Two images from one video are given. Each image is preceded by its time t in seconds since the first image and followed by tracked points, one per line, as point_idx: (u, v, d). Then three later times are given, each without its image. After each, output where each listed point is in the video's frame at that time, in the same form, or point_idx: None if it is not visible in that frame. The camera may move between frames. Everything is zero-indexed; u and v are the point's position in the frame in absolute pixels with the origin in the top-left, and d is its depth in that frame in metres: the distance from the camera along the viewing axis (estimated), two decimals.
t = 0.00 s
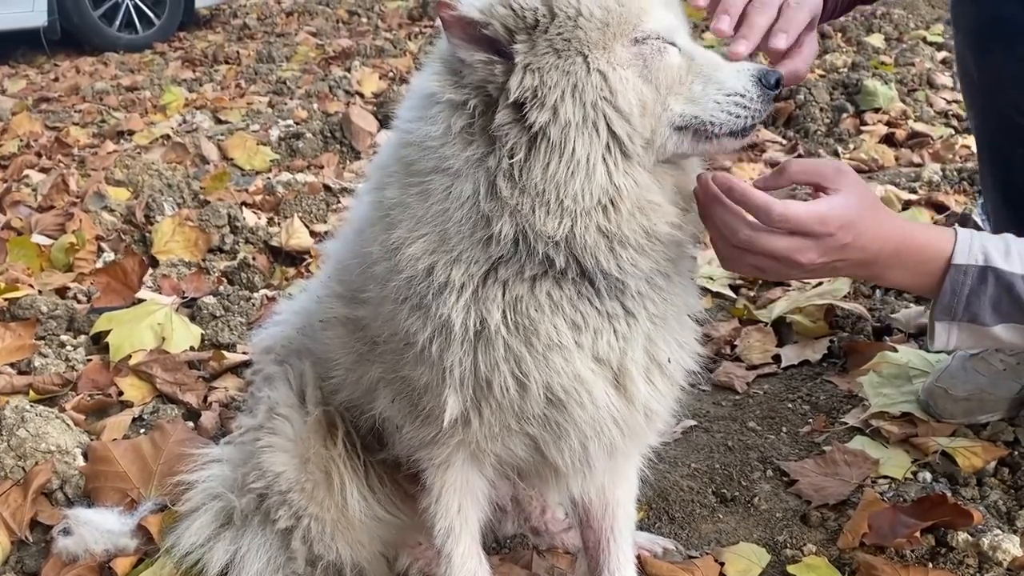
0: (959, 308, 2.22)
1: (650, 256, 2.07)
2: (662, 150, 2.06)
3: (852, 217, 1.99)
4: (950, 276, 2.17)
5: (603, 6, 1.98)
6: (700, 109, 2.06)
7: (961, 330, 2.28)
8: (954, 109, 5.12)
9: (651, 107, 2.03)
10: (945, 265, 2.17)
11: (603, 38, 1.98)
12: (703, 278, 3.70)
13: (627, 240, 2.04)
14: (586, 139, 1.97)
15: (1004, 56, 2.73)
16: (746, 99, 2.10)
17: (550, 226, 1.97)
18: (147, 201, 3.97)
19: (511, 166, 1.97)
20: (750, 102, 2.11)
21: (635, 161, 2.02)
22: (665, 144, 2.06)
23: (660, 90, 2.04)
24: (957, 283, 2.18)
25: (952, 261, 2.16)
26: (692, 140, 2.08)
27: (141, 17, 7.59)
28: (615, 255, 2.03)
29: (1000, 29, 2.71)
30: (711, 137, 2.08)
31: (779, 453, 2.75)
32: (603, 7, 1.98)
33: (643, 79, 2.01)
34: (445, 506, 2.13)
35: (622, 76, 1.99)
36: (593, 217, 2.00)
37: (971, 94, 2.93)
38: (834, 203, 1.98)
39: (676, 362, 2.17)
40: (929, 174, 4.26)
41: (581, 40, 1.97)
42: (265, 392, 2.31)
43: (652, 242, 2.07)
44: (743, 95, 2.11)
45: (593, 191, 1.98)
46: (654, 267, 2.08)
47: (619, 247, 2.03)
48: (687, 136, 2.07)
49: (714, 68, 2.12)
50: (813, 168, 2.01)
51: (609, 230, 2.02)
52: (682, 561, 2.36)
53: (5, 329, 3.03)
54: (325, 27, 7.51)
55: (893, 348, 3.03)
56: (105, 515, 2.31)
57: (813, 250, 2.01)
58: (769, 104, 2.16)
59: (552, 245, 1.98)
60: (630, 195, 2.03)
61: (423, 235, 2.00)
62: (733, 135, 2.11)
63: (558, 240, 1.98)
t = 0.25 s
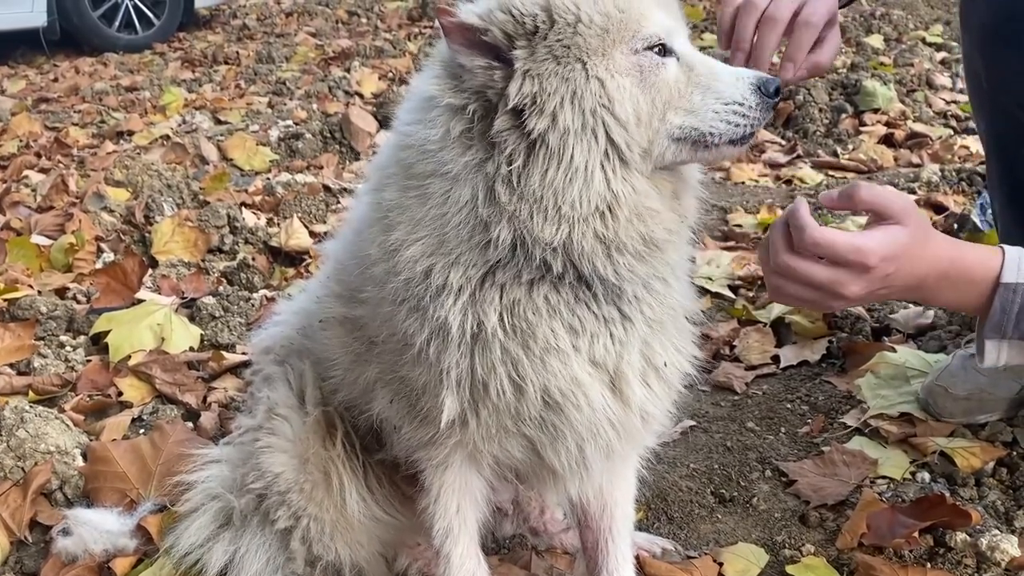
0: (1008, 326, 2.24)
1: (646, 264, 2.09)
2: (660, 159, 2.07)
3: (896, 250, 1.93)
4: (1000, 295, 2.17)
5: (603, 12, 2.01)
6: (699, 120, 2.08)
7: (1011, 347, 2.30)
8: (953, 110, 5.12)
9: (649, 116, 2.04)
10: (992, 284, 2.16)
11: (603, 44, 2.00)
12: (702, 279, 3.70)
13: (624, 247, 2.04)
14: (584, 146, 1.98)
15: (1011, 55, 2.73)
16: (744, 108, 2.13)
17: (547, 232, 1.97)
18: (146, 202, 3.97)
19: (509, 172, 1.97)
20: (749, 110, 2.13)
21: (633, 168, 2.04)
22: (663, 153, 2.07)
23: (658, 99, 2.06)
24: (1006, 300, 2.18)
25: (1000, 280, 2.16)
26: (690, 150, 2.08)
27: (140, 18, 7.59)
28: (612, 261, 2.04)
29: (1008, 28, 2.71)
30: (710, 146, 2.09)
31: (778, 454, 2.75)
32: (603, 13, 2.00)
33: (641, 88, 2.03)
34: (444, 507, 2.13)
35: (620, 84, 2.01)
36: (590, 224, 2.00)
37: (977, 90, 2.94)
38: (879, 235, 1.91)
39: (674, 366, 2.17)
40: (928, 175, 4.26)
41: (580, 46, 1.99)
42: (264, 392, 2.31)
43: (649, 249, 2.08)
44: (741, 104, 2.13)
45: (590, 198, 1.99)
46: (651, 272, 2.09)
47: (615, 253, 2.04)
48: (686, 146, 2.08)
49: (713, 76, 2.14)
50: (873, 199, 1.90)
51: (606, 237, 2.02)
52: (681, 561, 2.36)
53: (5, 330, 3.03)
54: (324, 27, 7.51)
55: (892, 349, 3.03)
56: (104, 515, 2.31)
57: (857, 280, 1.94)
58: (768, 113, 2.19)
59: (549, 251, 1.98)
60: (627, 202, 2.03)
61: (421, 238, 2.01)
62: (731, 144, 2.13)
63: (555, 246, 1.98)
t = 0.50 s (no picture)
0: None
1: (642, 269, 2.09)
2: (657, 167, 2.08)
3: (927, 263, 1.91)
4: None
5: (604, 19, 2.00)
6: (698, 131, 2.09)
7: None
8: (952, 111, 5.13)
9: (647, 126, 2.04)
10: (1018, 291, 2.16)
11: (603, 51, 2.00)
12: (700, 280, 3.71)
13: (620, 253, 2.05)
14: (581, 153, 1.98)
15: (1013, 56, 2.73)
16: (743, 119, 2.13)
17: (543, 238, 1.97)
18: (146, 202, 3.97)
19: (505, 177, 1.97)
20: (747, 122, 2.14)
21: (630, 175, 2.04)
22: (660, 162, 2.08)
23: (656, 109, 2.06)
24: None
25: None
26: (688, 159, 2.10)
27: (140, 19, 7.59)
28: (608, 267, 2.04)
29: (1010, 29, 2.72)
30: (708, 156, 2.11)
31: (776, 454, 2.75)
32: (605, 21, 2.00)
33: (640, 97, 2.04)
34: (442, 508, 2.13)
35: (619, 92, 2.01)
36: (586, 231, 2.01)
37: (978, 89, 2.95)
38: (913, 248, 1.90)
39: (670, 370, 2.18)
40: (927, 176, 4.26)
41: (581, 53, 1.98)
42: (263, 393, 2.31)
43: (645, 255, 2.09)
44: (740, 115, 2.13)
45: (587, 205, 1.99)
46: (647, 278, 2.10)
47: (611, 260, 2.04)
48: (684, 156, 2.09)
49: (713, 86, 2.14)
50: (913, 213, 1.92)
51: (602, 243, 2.03)
52: (680, 562, 2.36)
53: (5, 331, 3.04)
54: (324, 28, 7.52)
55: (890, 350, 3.03)
56: (104, 516, 2.32)
57: (887, 293, 1.90)
58: (768, 125, 2.19)
59: (545, 256, 1.99)
60: (624, 210, 2.04)
61: (418, 239, 2.01)
62: (729, 155, 2.13)
63: (551, 251, 1.99)
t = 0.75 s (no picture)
0: None
1: (647, 273, 2.10)
2: (662, 174, 2.08)
3: (938, 254, 1.92)
4: None
5: (617, 25, 2.01)
6: (704, 143, 2.09)
7: None
8: (951, 111, 5.14)
9: (654, 133, 2.04)
10: None
11: (614, 57, 2.00)
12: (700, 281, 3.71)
13: (625, 257, 2.05)
14: (588, 156, 1.99)
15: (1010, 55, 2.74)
16: (751, 133, 2.13)
17: (548, 239, 1.98)
18: (145, 203, 3.97)
19: (512, 177, 1.98)
20: (754, 136, 2.14)
21: (636, 180, 2.04)
22: (666, 170, 2.08)
23: (664, 118, 2.06)
24: None
25: None
26: (693, 169, 2.09)
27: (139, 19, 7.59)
28: (613, 270, 2.05)
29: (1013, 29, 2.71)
30: (713, 167, 2.10)
31: (775, 455, 2.76)
32: (618, 27, 2.01)
33: (648, 105, 2.04)
34: (444, 509, 2.14)
35: (628, 99, 2.01)
36: (591, 233, 2.01)
37: (974, 90, 2.94)
38: (925, 238, 1.91)
39: (676, 372, 2.18)
40: (926, 177, 4.28)
41: (591, 57, 1.99)
42: (264, 394, 2.31)
43: (650, 259, 2.09)
44: (747, 128, 2.13)
45: (593, 208, 2.00)
46: (652, 281, 2.10)
47: (616, 263, 2.05)
48: (689, 166, 2.09)
49: (723, 98, 2.14)
50: (926, 205, 1.92)
51: (607, 246, 2.03)
52: (679, 562, 2.37)
53: (4, 332, 3.05)
54: (323, 29, 7.52)
55: (889, 351, 3.03)
56: (103, 517, 2.32)
57: (898, 282, 1.91)
58: (774, 139, 2.19)
59: (551, 257, 2.00)
60: (629, 214, 2.04)
61: (425, 237, 2.02)
62: (734, 167, 2.13)
63: (556, 252, 1.99)
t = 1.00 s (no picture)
0: None
1: (651, 265, 2.10)
2: (664, 170, 2.09)
3: (944, 264, 1.91)
4: None
5: (625, 20, 2.03)
6: (705, 140, 2.09)
7: None
8: (950, 112, 5.15)
9: (657, 128, 2.05)
10: None
11: (620, 51, 2.02)
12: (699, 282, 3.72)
13: (628, 248, 2.06)
14: (593, 146, 2.00)
15: (1009, 57, 2.74)
16: (751, 132, 2.14)
17: (554, 227, 1.99)
18: (144, 204, 3.97)
19: (519, 164, 1.98)
20: (755, 135, 2.14)
21: (640, 173, 2.05)
22: (667, 165, 2.08)
23: (667, 114, 2.06)
24: None
25: None
26: (696, 166, 2.10)
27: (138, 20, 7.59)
28: (617, 260, 2.05)
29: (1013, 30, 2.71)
30: (712, 164, 2.10)
31: (774, 456, 2.76)
32: (625, 21, 2.02)
33: (653, 100, 2.04)
34: (444, 508, 2.14)
35: (633, 93, 2.02)
36: (596, 223, 2.02)
37: (975, 93, 2.94)
38: (931, 250, 1.91)
39: (680, 364, 2.18)
40: (924, 178, 4.29)
41: (598, 50, 2.00)
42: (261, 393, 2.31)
43: (654, 251, 2.10)
44: (747, 128, 2.14)
45: (597, 198, 2.01)
46: (657, 273, 2.11)
47: (621, 253, 2.05)
48: (690, 163, 2.10)
49: (725, 97, 2.14)
50: (931, 218, 1.94)
51: (612, 236, 2.04)
52: (677, 563, 2.37)
53: (4, 333, 3.06)
54: (322, 30, 7.52)
55: (887, 352, 3.03)
56: (102, 518, 2.32)
57: (906, 295, 1.90)
58: (775, 139, 2.20)
59: (556, 246, 2.00)
60: (633, 205, 2.05)
61: (431, 228, 2.01)
62: (734, 165, 2.13)
63: (562, 241, 2.00)
